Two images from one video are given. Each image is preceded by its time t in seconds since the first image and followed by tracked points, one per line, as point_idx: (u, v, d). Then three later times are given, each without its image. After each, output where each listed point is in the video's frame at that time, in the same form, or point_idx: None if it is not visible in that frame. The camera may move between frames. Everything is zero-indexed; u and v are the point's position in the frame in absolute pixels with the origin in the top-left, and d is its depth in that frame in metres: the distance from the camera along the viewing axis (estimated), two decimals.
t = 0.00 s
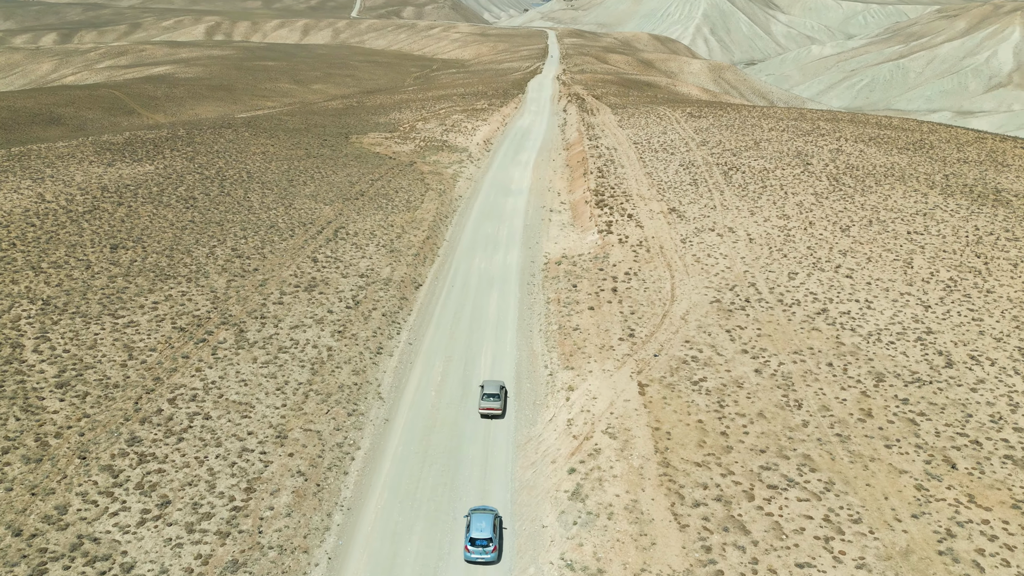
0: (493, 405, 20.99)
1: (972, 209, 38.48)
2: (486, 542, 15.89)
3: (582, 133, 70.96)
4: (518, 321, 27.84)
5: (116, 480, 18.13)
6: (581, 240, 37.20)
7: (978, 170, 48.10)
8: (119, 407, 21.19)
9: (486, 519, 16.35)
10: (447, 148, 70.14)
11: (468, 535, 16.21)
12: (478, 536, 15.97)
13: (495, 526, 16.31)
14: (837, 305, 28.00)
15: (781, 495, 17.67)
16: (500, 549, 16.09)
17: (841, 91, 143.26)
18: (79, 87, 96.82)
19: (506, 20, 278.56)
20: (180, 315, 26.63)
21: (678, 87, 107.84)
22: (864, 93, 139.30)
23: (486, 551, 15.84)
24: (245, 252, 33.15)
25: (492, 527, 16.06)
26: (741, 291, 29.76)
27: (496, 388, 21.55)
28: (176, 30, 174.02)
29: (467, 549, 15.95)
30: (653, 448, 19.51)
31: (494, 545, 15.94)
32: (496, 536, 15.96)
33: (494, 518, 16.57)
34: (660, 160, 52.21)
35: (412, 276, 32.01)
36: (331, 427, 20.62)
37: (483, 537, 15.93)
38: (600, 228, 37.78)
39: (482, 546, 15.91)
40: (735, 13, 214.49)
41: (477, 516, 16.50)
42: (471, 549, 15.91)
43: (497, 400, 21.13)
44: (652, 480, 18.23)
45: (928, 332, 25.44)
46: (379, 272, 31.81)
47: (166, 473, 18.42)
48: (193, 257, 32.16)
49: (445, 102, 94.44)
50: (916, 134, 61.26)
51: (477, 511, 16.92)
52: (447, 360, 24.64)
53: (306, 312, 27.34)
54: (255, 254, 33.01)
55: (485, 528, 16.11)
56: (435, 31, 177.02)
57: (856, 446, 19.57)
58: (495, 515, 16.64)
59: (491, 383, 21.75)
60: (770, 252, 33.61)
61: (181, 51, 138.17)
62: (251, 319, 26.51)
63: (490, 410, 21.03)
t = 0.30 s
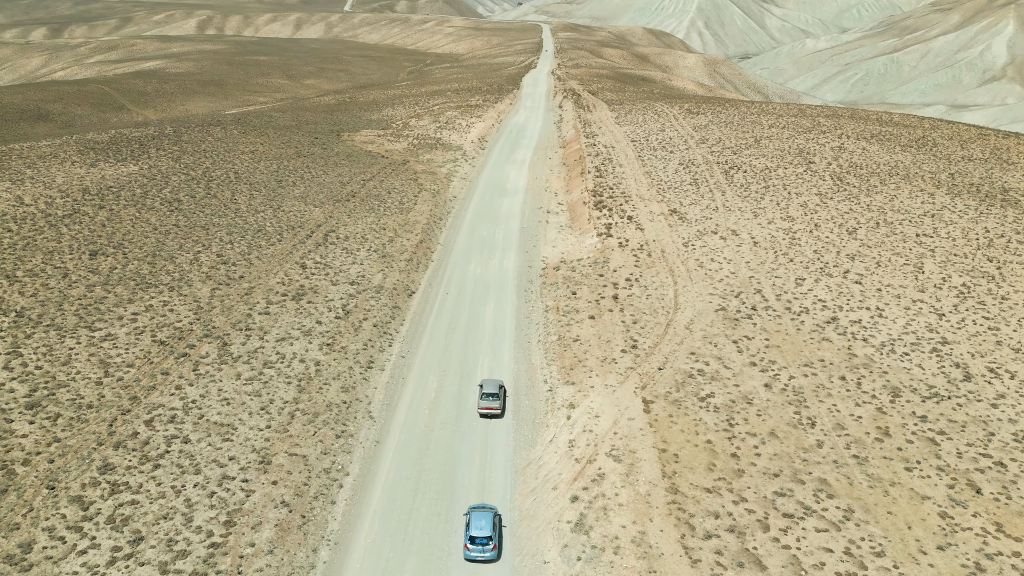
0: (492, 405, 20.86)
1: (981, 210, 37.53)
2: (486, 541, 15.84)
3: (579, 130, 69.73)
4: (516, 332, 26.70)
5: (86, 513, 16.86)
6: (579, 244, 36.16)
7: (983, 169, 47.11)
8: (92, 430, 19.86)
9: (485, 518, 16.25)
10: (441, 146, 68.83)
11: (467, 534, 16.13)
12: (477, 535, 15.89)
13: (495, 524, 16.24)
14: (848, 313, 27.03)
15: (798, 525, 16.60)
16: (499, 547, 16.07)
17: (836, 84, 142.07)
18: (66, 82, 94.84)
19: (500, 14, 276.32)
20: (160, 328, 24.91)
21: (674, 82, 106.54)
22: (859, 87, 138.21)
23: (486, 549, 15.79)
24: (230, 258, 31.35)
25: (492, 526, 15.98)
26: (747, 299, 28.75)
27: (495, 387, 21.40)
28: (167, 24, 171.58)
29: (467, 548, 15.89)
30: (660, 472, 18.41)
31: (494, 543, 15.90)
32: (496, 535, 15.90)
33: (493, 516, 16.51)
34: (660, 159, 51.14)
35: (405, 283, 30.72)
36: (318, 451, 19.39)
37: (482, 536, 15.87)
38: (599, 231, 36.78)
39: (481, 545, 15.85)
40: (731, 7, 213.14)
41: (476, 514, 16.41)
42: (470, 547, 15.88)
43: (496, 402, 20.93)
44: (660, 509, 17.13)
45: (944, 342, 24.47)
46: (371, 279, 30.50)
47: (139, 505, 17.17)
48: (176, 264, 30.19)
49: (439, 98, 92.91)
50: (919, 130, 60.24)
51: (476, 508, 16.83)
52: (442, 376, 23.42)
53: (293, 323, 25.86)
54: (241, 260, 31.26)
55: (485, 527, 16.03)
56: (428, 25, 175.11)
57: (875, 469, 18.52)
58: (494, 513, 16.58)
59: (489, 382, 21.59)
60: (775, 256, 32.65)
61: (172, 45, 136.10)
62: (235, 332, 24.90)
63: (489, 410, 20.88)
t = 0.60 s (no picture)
0: (491, 405, 20.64)
1: (989, 211, 36.63)
2: (485, 539, 15.74)
3: (575, 127, 68.55)
4: (514, 343, 25.55)
5: (52, 552, 15.43)
6: (579, 249, 35.21)
7: (988, 167, 46.19)
8: (63, 456, 18.13)
9: (485, 515, 16.13)
10: (436, 144, 67.54)
11: (466, 532, 16.01)
12: (477, 534, 15.77)
13: (495, 521, 16.13)
14: (859, 323, 26.14)
15: (817, 560, 15.53)
16: (498, 545, 15.98)
17: (831, 78, 140.82)
18: (54, 77, 92.95)
19: (494, 8, 274.30)
20: (140, 342, 23.15)
21: (670, 77, 105.25)
22: (853, 81, 137.29)
23: (485, 547, 15.70)
24: (215, 264, 29.65)
25: (491, 524, 15.87)
26: (754, 307, 27.80)
27: (494, 387, 21.19)
28: (158, 18, 169.30)
29: (467, 546, 15.81)
30: (668, 500, 17.33)
31: (493, 541, 15.82)
32: (495, 533, 15.80)
33: (492, 514, 16.38)
34: (659, 158, 50.04)
35: (397, 291, 29.40)
36: (304, 478, 18.15)
37: (482, 534, 15.76)
38: (598, 234, 35.87)
39: (481, 543, 15.77)
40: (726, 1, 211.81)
41: (475, 512, 16.29)
42: (470, 545, 15.78)
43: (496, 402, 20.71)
44: (670, 542, 16.04)
45: (961, 354, 23.55)
46: (362, 287, 29.15)
47: (110, 542, 15.81)
48: (158, 271, 28.37)
49: (434, 94, 91.43)
50: (921, 127, 59.26)
51: (475, 507, 16.71)
52: (436, 393, 22.17)
53: (279, 335, 24.36)
54: (226, 267, 29.53)
55: (484, 525, 15.92)
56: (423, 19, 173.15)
57: (895, 495, 17.49)
58: (493, 511, 16.47)
59: (488, 382, 21.37)
60: (781, 262, 31.73)
61: (163, 39, 134.05)
62: (219, 346, 23.24)
63: (488, 409, 20.65)
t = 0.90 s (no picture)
0: (489, 406, 20.37)
1: (1001, 214, 35.71)
2: (483, 539, 15.59)
3: (573, 125, 67.40)
4: (511, 357, 24.45)
5: None
6: (578, 254, 34.53)
7: (995, 167, 45.16)
8: (28, 488, 16.39)
9: (482, 515, 15.99)
10: (431, 143, 66.39)
11: (464, 532, 15.84)
12: (474, 534, 15.61)
13: (492, 522, 15.97)
14: (872, 335, 25.49)
15: None
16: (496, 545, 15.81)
17: (827, 72, 139.47)
18: (43, 72, 91.28)
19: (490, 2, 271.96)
20: (118, 358, 21.39)
21: (667, 72, 103.89)
22: (849, 76, 135.88)
23: (483, 547, 15.56)
24: (200, 273, 28.05)
25: (488, 524, 15.70)
26: (762, 318, 27.26)
27: (492, 388, 20.94)
28: (153, 13, 167.73)
29: (465, 546, 15.64)
30: (678, 534, 16.25)
31: (491, 541, 15.65)
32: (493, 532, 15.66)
33: (490, 514, 16.21)
34: (660, 158, 49.49)
35: (389, 300, 28.05)
36: (289, 511, 16.75)
37: (479, 534, 15.61)
38: (598, 239, 35.25)
39: (479, 543, 15.62)
40: None
41: (473, 512, 16.12)
42: (467, 545, 15.64)
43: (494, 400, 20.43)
44: None
45: (980, 369, 22.82)
46: (353, 296, 27.78)
47: None
48: (139, 280, 26.66)
49: (429, 90, 90.03)
50: (924, 125, 58.16)
51: (473, 507, 16.55)
52: (431, 411, 20.94)
53: (265, 349, 22.85)
54: (212, 275, 27.97)
55: (482, 525, 15.76)
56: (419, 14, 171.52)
57: (919, 527, 16.50)
58: (490, 510, 16.30)
59: (487, 383, 21.12)
60: (787, 268, 31.29)
61: (156, 33, 132.46)
62: (201, 363, 21.62)
63: (487, 410, 20.39)
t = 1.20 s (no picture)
0: (493, 405, 20.19)
1: None
2: (485, 538, 15.43)
3: (579, 122, 66.19)
4: (514, 373, 23.35)
5: None
6: (585, 261, 34.37)
7: (1016, 168, 43.98)
8: None
9: (484, 514, 15.85)
10: (434, 141, 65.71)
11: (465, 531, 15.71)
12: (476, 533, 15.40)
13: (494, 520, 15.83)
14: (896, 351, 25.41)
15: None
16: (497, 544, 15.66)
17: (835, 67, 137.39)
18: (44, 66, 90.30)
19: None
20: (101, 373, 19.81)
21: (674, 66, 102.36)
22: (857, 71, 133.43)
23: (485, 546, 15.40)
24: (192, 280, 26.80)
25: (490, 523, 15.55)
26: (778, 331, 26.98)
27: (496, 387, 20.77)
28: (158, 5, 167.11)
29: (466, 545, 15.49)
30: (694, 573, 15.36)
31: (493, 540, 15.51)
32: (495, 532, 15.49)
33: (492, 512, 16.07)
34: (673, 167, 49.74)
35: (387, 310, 26.89)
36: (278, 546, 15.28)
37: (481, 533, 15.44)
38: (605, 245, 35.31)
39: (480, 542, 15.45)
40: None
41: (474, 511, 15.99)
42: (468, 544, 15.49)
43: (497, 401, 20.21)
44: None
45: (1010, 388, 22.83)
46: (350, 305, 26.61)
47: None
48: (128, 288, 25.26)
49: (433, 85, 88.82)
50: (940, 124, 56.72)
51: (474, 505, 16.42)
52: (429, 431, 19.69)
53: (256, 364, 21.53)
54: (205, 283, 26.75)
55: (483, 524, 15.64)
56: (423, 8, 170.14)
57: (951, 568, 15.80)
58: (492, 509, 16.17)
59: (490, 382, 20.97)
60: (804, 276, 31.61)
61: (160, 26, 131.60)
62: (190, 379, 20.18)
63: (490, 410, 20.21)
